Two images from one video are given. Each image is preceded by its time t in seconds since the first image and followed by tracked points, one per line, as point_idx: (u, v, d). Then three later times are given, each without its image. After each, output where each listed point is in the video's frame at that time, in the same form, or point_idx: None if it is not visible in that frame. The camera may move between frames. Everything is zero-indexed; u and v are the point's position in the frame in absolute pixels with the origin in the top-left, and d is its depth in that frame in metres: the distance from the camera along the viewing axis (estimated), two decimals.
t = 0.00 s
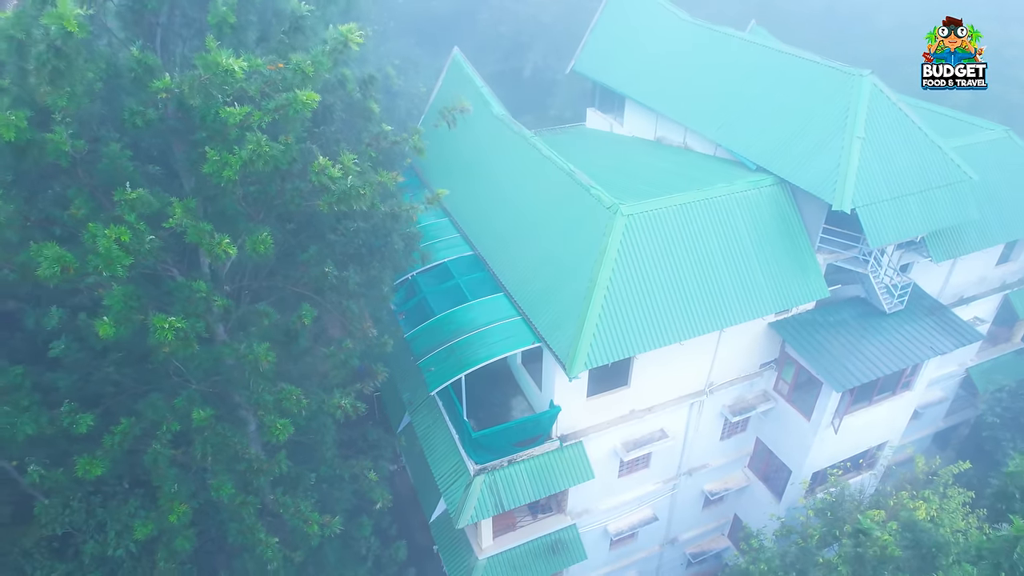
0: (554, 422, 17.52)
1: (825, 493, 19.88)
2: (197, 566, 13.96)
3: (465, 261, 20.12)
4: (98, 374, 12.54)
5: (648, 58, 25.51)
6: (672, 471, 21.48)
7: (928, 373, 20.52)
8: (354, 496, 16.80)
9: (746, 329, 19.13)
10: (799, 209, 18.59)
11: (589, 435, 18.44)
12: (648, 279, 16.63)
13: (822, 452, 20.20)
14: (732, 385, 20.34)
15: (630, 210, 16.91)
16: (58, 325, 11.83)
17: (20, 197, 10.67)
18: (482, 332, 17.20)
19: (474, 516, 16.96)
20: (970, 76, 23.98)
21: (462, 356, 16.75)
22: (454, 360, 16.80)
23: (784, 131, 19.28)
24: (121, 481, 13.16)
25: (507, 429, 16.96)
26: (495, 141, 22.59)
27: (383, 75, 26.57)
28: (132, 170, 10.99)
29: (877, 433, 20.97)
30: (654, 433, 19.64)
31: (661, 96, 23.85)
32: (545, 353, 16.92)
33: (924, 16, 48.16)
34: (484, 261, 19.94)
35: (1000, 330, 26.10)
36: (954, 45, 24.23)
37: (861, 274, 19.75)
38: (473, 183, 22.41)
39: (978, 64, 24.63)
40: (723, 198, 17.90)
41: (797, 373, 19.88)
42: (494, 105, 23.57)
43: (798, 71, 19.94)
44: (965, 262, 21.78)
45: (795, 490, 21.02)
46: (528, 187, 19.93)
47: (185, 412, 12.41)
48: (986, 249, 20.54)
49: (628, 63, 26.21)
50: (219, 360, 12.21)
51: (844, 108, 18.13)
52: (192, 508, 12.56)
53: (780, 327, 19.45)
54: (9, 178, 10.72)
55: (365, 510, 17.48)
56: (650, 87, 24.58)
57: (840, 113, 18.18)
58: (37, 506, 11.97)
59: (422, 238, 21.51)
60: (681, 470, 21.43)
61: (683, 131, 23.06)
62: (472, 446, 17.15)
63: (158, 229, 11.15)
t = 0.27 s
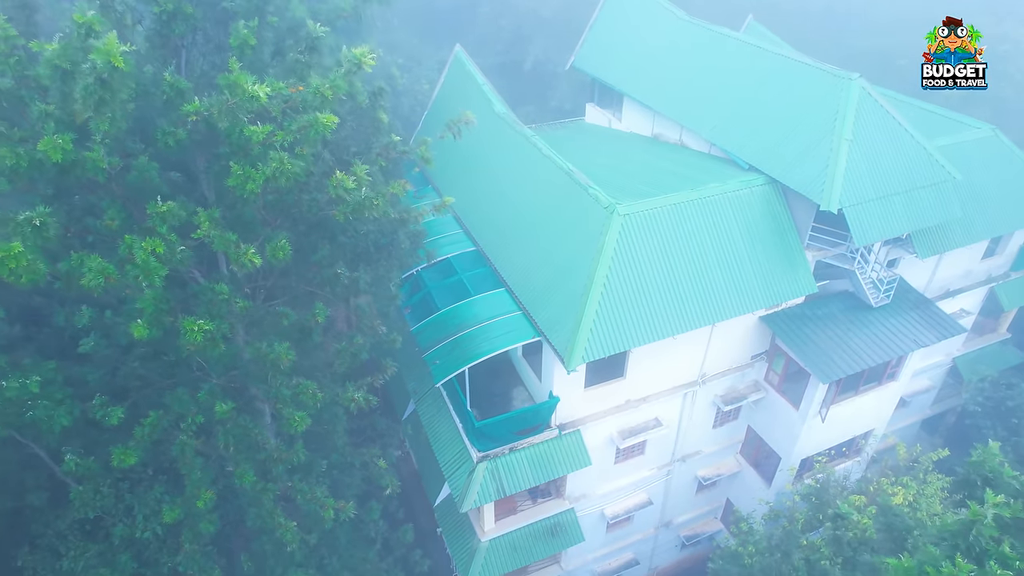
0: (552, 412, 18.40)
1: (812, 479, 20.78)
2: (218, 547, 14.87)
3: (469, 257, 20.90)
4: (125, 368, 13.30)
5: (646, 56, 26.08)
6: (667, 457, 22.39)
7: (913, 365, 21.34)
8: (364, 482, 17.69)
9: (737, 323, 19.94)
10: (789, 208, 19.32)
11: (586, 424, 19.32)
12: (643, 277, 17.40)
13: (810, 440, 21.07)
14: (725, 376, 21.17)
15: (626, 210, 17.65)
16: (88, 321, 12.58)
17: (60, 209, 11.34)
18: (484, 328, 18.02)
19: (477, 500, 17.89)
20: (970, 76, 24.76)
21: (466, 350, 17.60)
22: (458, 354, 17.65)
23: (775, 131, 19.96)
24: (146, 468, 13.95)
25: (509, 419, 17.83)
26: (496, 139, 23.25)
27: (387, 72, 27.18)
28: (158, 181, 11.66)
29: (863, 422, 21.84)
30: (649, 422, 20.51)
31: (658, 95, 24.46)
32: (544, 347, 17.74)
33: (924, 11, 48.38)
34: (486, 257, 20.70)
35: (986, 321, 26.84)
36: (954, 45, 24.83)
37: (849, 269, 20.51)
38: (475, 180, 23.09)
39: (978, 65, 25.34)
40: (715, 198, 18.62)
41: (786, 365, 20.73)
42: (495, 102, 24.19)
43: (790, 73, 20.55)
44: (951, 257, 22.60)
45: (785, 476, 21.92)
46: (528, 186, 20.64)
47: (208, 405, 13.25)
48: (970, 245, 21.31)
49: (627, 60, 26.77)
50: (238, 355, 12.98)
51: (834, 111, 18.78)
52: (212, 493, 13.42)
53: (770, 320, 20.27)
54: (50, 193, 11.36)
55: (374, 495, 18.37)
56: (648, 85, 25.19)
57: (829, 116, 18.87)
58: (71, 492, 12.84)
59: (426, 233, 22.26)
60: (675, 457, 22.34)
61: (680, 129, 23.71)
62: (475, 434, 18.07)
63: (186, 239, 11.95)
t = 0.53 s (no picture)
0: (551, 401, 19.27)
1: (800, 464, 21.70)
2: (236, 529, 15.76)
3: (471, 252, 21.69)
4: (149, 362, 14.11)
5: (644, 54, 26.64)
6: (661, 444, 23.30)
7: (899, 356, 22.18)
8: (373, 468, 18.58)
9: (729, 316, 20.76)
10: (779, 206, 20.06)
11: (584, 413, 20.20)
12: (638, 273, 18.19)
13: (798, 428, 21.97)
14: (717, 366, 22.02)
15: (622, 209, 18.39)
16: (116, 321, 13.52)
17: (96, 217, 11.89)
18: (486, 321, 18.84)
19: (480, 485, 18.81)
20: (970, 75, 25.75)
21: (469, 343, 18.43)
22: (462, 347, 18.48)
23: (767, 131, 20.64)
24: (169, 455, 14.78)
25: (510, 409, 18.71)
26: (496, 136, 23.91)
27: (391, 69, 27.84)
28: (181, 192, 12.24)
29: (850, 410, 22.74)
30: (644, 411, 21.39)
31: (655, 92, 25.07)
32: (544, 340, 18.57)
33: (922, 6, 48.83)
34: (488, 253, 21.47)
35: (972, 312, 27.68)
36: (954, 45, 25.81)
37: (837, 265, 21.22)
38: (476, 176, 23.78)
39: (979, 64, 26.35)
40: (708, 196, 19.35)
41: (776, 356, 21.57)
42: (496, 100, 24.80)
43: (782, 74, 21.19)
44: (937, 251, 23.40)
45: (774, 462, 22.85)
46: (527, 183, 21.35)
47: (227, 398, 14.10)
48: (955, 240, 22.07)
49: (626, 57, 27.33)
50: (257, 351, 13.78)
51: (823, 112, 19.46)
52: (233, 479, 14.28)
53: (760, 313, 21.08)
54: (84, 203, 11.85)
55: (381, 480, 19.26)
56: (645, 83, 25.80)
57: (819, 117, 19.55)
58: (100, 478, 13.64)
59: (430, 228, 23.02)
60: (669, 443, 23.26)
61: (676, 126, 24.39)
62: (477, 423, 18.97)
63: (209, 244, 12.69)
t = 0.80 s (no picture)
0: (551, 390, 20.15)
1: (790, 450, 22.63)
2: (253, 512, 16.70)
3: (474, 246, 22.49)
4: (172, 355, 14.90)
5: (642, 51, 27.23)
6: (657, 430, 24.23)
7: (886, 346, 23.03)
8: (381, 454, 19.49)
9: (722, 308, 21.60)
10: (771, 203, 20.82)
11: (582, 401, 21.10)
12: (634, 268, 18.99)
13: (788, 415, 22.88)
14: (711, 356, 22.88)
15: (620, 206, 19.15)
16: (140, 317, 14.26)
17: (125, 222, 12.66)
18: (489, 314, 19.67)
19: (482, 469, 19.75)
20: (970, 75, 26.50)
21: (472, 335, 19.29)
22: (466, 339, 19.34)
23: (760, 130, 21.34)
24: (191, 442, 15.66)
25: (511, 397, 19.60)
26: (498, 133, 24.59)
27: (396, 67, 28.52)
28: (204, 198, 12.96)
29: (839, 398, 23.64)
30: (640, 399, 22.29)
31: (653, 89, 25.71)
32: (544, 332, 19.42)
33: None
34: (490, 247, 22.26)
35: (960, 303, 28.52)
36: (954, 45, 26.43)
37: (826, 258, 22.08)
38: (477, 172, 24.48)
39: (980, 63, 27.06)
40: (702, 194, 20.10)
41: (767, 346, 22.43)
42: (498, 97, 25.45)
43: (775, 74, 21.84)
44: (924, 245, 24.23)
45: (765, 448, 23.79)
46: (528, 180, 22.08)
47: (246, 388, 14.97)
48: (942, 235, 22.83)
49: (624, 54, 27.91)
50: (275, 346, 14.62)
51: (814, 113, 20.15)
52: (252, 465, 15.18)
53: (752, 306, 21.90)
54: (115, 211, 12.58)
55: (389, 465, 20.18)
56: (643, 79, 26.42)
57: (810, 117, 20.24)
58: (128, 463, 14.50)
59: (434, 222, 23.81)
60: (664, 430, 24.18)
61: (672, 122, 25.04)
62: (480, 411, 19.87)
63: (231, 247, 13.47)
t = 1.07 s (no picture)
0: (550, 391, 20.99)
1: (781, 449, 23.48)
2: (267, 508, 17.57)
3: (476, 253, 23.32)
4: (189, 359, 15.55)
5: (639, 61, 28.00)
6: (652, 430, 25.08)
7: (873, 348, 23.87)
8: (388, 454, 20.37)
9: (715, 313, 22.43)
10: (762, 212, 21.65)
11: (580, 402, 21.94)
12: (629, 275, 19.81)
13: (779, 415, 23.73)
14: (704, 358, 23.72)
15: (616, 215, 19.97)
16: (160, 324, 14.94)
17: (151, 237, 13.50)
18: (490, 318, 20.50)
19: (485, 468, 20.60)
20: (970, 76, 27.42)
21: (475, 340, 20.13)
22: (468, 343, 20.18)
23: (751, 141, 22.14)
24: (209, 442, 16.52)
25: (512, 399, 20.43)
26: (498, 141, 25.38)
27: (400, 78, 29.40)
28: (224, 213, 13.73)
29: (829, 399, 24.50)
30: (636, 399, 23.13)
31: (649, 99, 26.50)
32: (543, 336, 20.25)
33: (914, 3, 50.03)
34: (492, 254, 23.09)
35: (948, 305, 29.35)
36: (954, 46, 27.38)
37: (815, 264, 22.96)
38: (479, 179, 25.27)
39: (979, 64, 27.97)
40: (696, 203, 20.91)
41: (758, 349, 23.27)
42: (498, 106, 26.23)
43: (766, 86, 22.62)
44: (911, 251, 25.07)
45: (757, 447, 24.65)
46: (528, 189, 22.87)
47: (262, 391, 15.85)
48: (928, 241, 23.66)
49: (621, 63, 28.68)
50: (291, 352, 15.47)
51: (803, 125, 20.95)
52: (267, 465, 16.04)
53: (744, 310, 22.73)
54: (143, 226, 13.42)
55: (395, 463, 21.04)
56: (640, 89, 27.19)
57: (799, 129, 21.04)
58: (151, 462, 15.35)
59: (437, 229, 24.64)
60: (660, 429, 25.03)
61: (668, 131, 25.79)
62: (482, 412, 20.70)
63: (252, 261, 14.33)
